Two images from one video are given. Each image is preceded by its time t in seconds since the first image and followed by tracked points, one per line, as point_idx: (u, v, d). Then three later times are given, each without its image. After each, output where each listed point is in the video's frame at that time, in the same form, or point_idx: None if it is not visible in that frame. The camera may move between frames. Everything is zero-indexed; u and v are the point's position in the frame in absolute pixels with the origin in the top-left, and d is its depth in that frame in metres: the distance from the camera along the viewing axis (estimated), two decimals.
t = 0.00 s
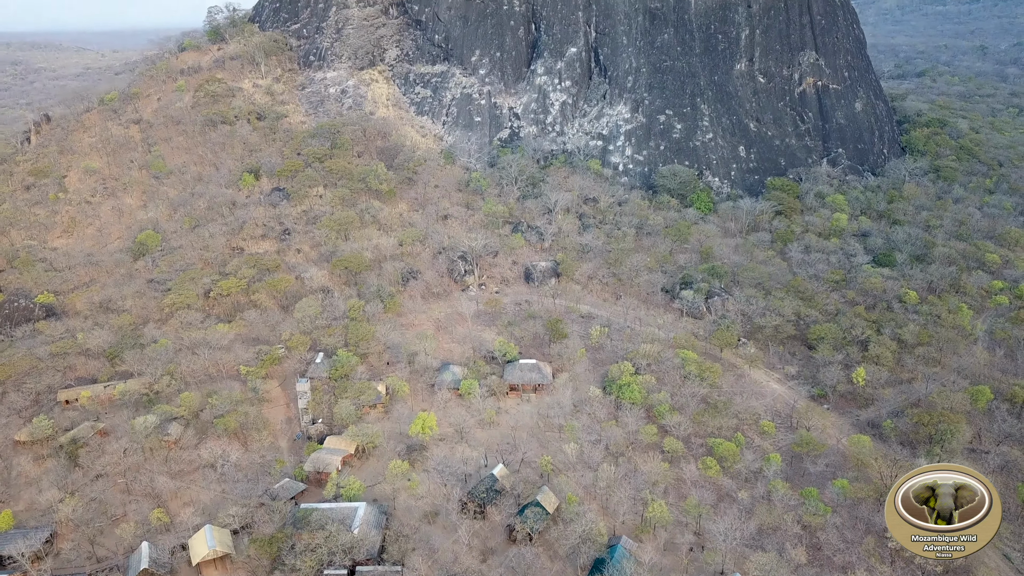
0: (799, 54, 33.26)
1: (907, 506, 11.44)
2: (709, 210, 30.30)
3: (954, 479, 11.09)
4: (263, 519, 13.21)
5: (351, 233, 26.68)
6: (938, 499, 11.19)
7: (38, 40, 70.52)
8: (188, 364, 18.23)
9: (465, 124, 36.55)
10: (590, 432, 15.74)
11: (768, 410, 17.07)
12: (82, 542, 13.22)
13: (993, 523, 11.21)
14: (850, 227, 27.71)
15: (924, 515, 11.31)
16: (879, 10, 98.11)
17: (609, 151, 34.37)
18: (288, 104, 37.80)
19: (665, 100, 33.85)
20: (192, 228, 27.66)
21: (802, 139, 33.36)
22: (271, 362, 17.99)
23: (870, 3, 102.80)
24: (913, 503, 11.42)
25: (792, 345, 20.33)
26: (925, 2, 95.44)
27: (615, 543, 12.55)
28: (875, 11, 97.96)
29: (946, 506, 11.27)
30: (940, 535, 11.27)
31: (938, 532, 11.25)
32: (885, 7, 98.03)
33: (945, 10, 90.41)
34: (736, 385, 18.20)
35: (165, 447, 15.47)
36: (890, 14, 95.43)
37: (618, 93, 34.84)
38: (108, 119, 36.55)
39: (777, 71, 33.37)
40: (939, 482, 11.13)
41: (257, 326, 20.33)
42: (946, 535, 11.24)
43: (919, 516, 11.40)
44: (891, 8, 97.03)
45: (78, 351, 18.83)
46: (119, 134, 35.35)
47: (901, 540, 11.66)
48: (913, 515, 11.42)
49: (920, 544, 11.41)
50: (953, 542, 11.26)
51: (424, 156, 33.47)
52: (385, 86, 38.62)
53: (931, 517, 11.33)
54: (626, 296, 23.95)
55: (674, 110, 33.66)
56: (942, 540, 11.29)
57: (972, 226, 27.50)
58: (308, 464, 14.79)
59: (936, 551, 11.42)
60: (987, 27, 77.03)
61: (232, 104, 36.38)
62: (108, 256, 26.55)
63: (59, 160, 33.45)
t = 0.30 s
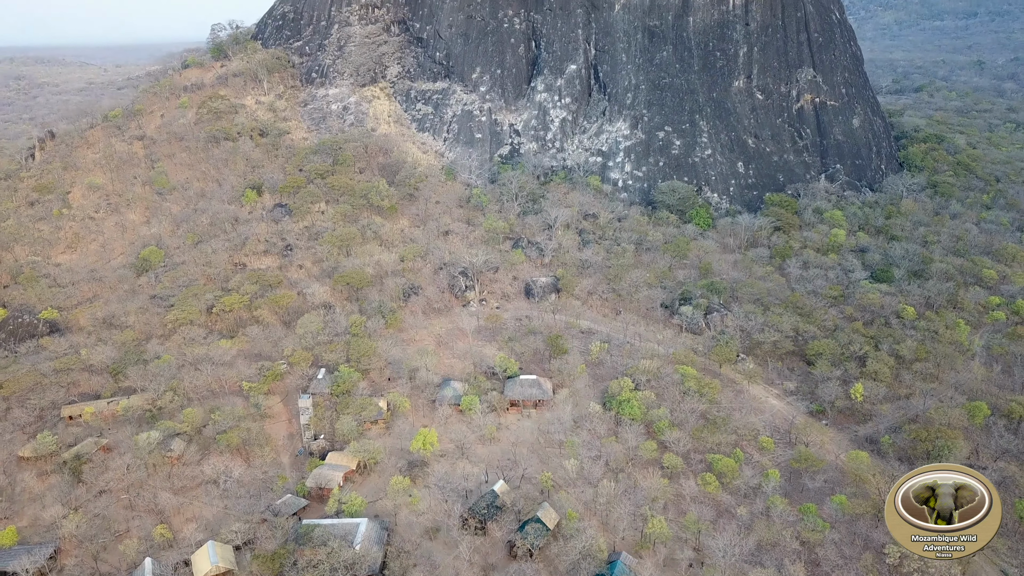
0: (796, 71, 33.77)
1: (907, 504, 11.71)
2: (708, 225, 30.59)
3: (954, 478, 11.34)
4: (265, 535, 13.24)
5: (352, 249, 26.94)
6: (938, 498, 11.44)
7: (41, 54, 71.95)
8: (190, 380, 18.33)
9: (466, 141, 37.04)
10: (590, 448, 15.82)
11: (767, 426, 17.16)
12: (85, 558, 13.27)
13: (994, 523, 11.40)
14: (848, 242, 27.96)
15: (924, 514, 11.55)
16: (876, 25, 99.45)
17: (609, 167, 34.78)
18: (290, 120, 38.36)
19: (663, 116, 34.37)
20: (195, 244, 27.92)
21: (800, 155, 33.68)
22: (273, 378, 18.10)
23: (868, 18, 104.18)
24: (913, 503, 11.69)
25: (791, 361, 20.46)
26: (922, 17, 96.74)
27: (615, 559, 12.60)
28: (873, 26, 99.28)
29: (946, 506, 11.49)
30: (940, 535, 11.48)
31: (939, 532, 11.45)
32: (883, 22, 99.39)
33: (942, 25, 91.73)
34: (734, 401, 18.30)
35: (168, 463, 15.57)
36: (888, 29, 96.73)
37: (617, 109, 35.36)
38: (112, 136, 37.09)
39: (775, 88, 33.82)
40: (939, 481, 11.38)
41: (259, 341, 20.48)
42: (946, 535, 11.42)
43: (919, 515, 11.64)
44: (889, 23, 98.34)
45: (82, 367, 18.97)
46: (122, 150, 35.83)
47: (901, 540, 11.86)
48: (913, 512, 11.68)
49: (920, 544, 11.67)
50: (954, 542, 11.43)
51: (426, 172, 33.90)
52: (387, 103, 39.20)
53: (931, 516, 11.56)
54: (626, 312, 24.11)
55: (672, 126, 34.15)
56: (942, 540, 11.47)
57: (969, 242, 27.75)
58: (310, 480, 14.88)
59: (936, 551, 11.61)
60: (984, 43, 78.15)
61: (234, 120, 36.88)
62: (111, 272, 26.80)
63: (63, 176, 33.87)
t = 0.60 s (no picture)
0: (794, 88, 34.19)
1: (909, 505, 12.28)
2: (707, 241, 30.87)
3: (954, 479, 11.95)
4: (267, 550, 13.26)
5: (353, 264, 27.18)
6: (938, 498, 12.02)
7: (46, 70, 73.23)
8: (193, 396, 18.47)
9: (466, 157, 37.51)
10: (590, 464, 15.89)
11: (766, 442, 17.24)
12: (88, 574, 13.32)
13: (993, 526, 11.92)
14: (846, 258, 28.21)
15: (924, 514, 12.12)
16: (874, 40, 100.89)
17: (608, 184, 35.17)
18: (293, 136, 38.89)
19: (663, 133, 34.86)
20: (197, 259, 28.17)
21: (798, 171, 33.97)
22: (276, 394, 18.24)
23: (866, 33, 105.72)
24: (914, 504, 12.27)
25: (789, 377, 20.59)
26: (920, 32, 98.20)
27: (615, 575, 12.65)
28: (871, 41, 100.73)
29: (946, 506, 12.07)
30: (941, 535, 11.97)
31: (939, 532, 11.96)
32: (880, 37, 100.78)
33: (939, 40, 93.09)
34: (734, 416, 18.41)
35: (171, 479, 15.68)
36: (885, 44, 98.21)
37: (616, 126, 35.85)
38: (115, 152, 37.58)
39: (773, 104, 34.18)
40: (940, 481, 11.99)
41: (261, 357, 20.62)
42: (947, 535, 11.94)
43: (919, 515, 12.21)
44: (887, 38, 99.84)
45: (85, 383, 19.09)
46: (126, 166, 36.27)
47: (901, 540, 12.40)
48: (914, 512, 12.26)
49: (921, 544, 12.19)
50: (954, 543, 11.92)
51: (427, 188, 34.30)
52: (388, 119, 39.75)
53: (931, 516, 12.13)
54: (626, 327, 24.27)
55: (671, 143, 34.61)
56: (943, 540, 11.98)
57: (966, 257, 28.02)
58: (312, 496, 14.97)
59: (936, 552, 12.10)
60: (981, 58, 79.33)
61: (237, 137, 37.37)
62: (114, 288, 27.03)
63: (67, 192, 34.27)
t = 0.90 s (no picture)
0: (792, 104, 34.39)
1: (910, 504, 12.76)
2: (706, 257, 31.14)
3: (955, 479, 12.39)
4: (269, 567, 13.32)
5: (355, 280, 27.42)
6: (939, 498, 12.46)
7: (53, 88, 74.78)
8: (196, 412, 18.59)
9: (468, 173, 37.96)
10: (590, 480, 15.96)
11: (765, 457, 17.33)
12: None
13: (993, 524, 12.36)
14: (844, 274, 28.45)
15: (925, 514, 12.59)
16: (872, 55, 102.69)
17: (608, 200, 35.54)
18: (295, 153, 39.41)
19: (662, 149, 35.30)
20: (200, 275, 28.42)
21: (797, 187, 34.26)
22: (278, 410, 18.37)
23: (864, 49, 107.57)
24: (913, 507, 12.75)
25: (788, 393, 20.70)
26: (917, 47, 99.81)
27: None
28: (869, 56, 102.64)
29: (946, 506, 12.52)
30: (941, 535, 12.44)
31: (939, 532, 12.43)
32: (878, 52, 102.65)
33: (937, 55, 94.71)
34: (733, 432, 18.50)
35: (173, 495, 15.77)
36: (883, 58, 99.98)
37: (616, 142, 36.30)
38: (119, 168, 38.06)
39: (772, 120, 34.48)
40: (940, 481, 12.43)
41: (263, 373, 20.76)
42: (947, 535, 12.37)
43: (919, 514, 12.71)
44: (885, 53, 101.53)
45: (89, 399, 19.22)
46: (129, 182, 36.71)
47: (903, 540, 12.87)
48: (914, 511, 12.75)
49: (922, 545, 12.64)
50: (954, 542, 12.42)
51: (428, 205, 34.67)
52: (389, 135, 40.30)
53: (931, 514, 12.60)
54: (625, 342, 24.43)
55: (671, 159, 35.03)
56: (943, 540, 12.41)
57: (964, 273, 28.25)
58: (313, 511, 15.06)
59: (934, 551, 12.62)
60: (978, 72, 80.68)
61: (240, 153, 37.87)
62: (117, 303, 27.26)
63: (70, 208, 34.67)
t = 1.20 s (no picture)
0: (790, 121, 34.75)
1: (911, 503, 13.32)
2: (705, 272, 31.38)
3: (954, 478, 12.94)
4: None
5: (356, 296, 27.64)
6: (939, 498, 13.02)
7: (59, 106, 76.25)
8: (198, 428, 18.70)
9: (468, 190, 38.38)
10: (590, 496, 16.03)
11: (765, 473, 17.41)
12: None
13: (993, 524, 12.90)
14: (843, 289, 28.66)
15: (924, 514, 13.14)
16: (870, 70, 104.54)
17: (607, 216, 35.91)
18: (296, 169, 39.93)
19: (661, 165, 35.72)
20: (202, 291, 28.66)
21: (795, 203, 34.58)
22: (279, 426, 18.49)
23: (862, 63, 109.56)
24: (915, 504, 13.27)
25: (787, 409, 20.79)
26: (915, 63, 101.61)
27: None
28: (868, 71, 104.64)
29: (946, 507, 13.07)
30: (940, 535, 12.97)
31: (939, 532, 12.97)
32: (876, 67, 104.46)
33: (934, 69, 96.44)
34: (733, 448, 18.59)
35: (176, 511, 15.86)
36: (881, 73, 101.94)
37: (615, 158, 36.75)
38: (122, 185, 38.50)
39: (770, 137, 34.83)
40: (940, 481, 12.97)
41: (265, 389, 20.88)
42: (946, 535, 12.92)
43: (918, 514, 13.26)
44: (883, 68, 103.39)
45: (91, 416, 19.33)
46: (132, 199, 37.12)
47: (902, 540, 13.45)
48: (914, 510, 13.31)
49: (920, 544, 13.22)
50: (954, 542, 12.94)
51: (429, 221, 34.99)
52: (391, 152, 40.86)
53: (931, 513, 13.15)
54: (625, 358, 24.56)
55: (670, 175, 35.43)
56: (942, 540, 12.99)
57: (961, 288, 28.48)
58: (315, 528, 15.11)
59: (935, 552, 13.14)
60: (975, 87, 82.03)
61: (242, 170, 38.33)
62: (120, 319, 27.46)
63: (74, 224, 35.03)
